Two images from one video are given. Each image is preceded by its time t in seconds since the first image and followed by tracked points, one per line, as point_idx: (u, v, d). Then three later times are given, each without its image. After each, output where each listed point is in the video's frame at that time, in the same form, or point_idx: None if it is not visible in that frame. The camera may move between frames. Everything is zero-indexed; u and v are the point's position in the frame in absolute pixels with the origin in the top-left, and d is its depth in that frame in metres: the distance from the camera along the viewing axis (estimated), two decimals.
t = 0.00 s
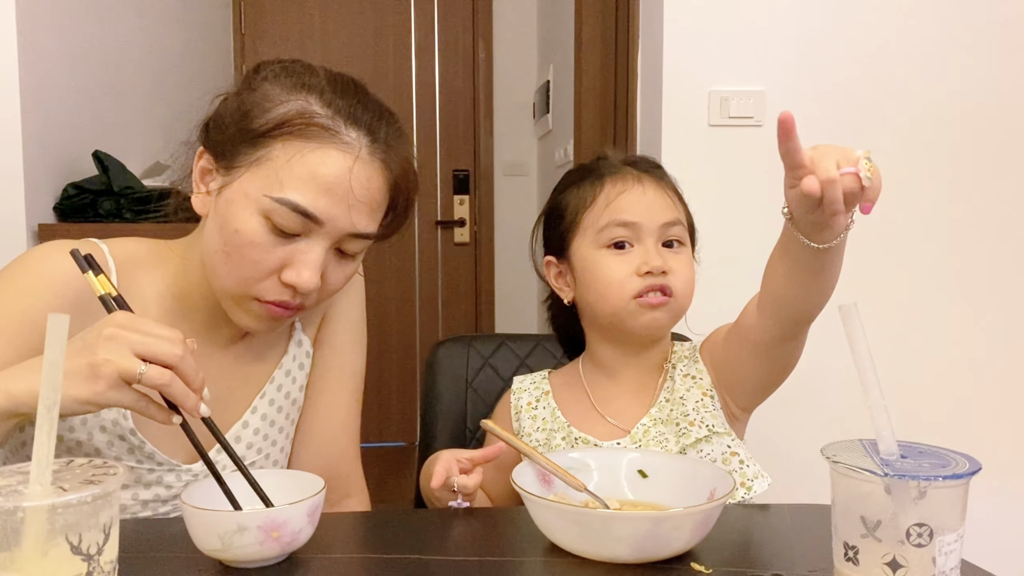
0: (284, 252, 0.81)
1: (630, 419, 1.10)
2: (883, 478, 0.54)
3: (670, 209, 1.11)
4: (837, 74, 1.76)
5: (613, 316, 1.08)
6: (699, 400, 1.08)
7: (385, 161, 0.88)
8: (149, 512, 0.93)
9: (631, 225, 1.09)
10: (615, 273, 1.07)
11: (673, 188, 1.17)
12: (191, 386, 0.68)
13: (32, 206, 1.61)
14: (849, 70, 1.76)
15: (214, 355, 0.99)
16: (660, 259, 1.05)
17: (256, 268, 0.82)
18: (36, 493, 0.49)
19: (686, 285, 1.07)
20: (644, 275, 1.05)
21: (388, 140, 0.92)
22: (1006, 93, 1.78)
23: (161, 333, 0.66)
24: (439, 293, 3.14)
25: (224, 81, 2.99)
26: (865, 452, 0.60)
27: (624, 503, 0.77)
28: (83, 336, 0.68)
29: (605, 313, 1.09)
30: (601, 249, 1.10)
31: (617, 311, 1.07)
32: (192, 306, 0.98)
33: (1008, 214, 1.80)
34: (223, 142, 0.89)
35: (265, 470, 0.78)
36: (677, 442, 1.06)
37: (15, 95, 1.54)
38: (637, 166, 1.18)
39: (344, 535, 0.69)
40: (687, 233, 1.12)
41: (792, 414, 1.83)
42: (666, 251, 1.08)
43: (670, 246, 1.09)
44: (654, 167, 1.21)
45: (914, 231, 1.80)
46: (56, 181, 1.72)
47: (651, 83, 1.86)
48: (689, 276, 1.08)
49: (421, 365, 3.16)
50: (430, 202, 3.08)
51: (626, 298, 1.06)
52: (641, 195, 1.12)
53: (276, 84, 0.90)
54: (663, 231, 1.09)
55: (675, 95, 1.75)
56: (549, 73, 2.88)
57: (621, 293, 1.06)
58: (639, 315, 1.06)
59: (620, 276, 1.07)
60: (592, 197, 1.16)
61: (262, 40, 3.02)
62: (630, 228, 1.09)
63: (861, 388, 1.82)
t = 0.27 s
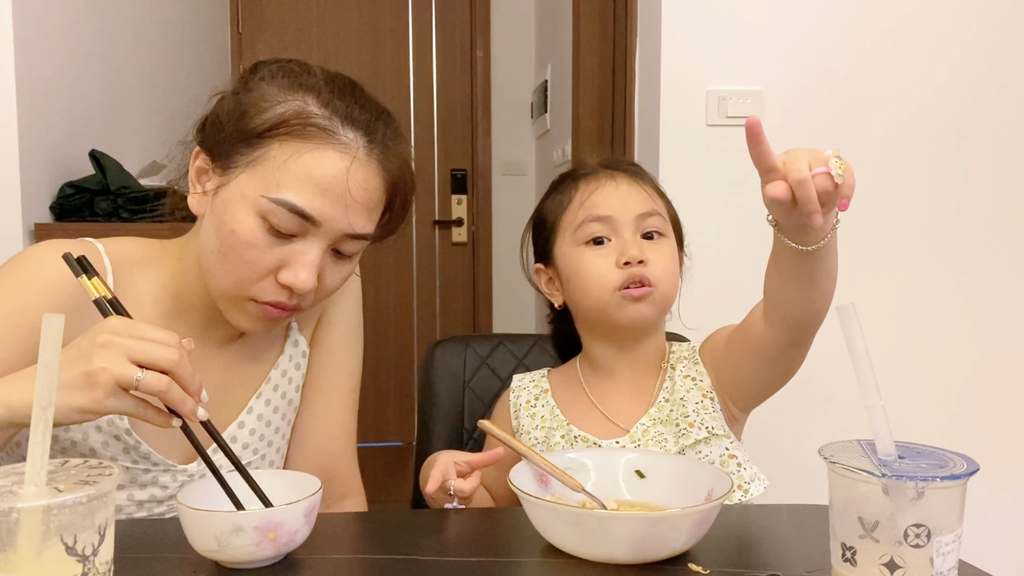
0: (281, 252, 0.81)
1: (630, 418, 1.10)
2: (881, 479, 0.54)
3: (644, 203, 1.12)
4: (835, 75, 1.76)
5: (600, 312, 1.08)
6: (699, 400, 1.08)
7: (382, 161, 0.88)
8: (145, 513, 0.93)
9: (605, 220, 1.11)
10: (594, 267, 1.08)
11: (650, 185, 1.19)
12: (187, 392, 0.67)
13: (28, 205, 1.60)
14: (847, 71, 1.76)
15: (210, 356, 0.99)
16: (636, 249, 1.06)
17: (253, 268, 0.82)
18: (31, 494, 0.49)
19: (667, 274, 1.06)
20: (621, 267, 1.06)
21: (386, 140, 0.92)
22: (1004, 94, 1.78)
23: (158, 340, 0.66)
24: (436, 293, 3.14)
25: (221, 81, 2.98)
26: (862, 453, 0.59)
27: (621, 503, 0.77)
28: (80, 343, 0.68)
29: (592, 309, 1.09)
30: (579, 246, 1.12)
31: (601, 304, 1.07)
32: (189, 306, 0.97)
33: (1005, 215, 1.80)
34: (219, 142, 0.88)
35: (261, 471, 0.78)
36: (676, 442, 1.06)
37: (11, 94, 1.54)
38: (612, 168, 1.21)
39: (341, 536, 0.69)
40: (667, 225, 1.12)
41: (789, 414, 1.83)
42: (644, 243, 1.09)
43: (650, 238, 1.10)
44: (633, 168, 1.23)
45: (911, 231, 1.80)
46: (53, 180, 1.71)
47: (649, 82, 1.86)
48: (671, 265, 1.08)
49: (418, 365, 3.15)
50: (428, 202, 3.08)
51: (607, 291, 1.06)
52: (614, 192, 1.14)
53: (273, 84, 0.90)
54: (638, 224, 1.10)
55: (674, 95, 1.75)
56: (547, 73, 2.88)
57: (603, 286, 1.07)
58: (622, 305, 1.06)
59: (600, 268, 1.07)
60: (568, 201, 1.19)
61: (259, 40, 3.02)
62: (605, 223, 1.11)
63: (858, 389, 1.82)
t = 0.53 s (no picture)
0: (280, 251, 0.81)
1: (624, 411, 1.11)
2: (875, 478, 0.55)
3: (634, 207, 1.12)
4: (832, 76, 1.76)
5: (588, 316, 1.10)
6: (695, 399, 1.09)
7: (380, 160, 0.88)
8: (143, 513, 0.93)
9: (594, 225, 1.11)
10: (582, 272, 1.10)
11: (646, 187, 1.18)
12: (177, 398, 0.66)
13: (25, 205, 1.60)
14: (844, 71, 1.76)
15: (208, 355, 0.99)
16: (621, 255, 1.07)
17: (251, 268, 0.82)
18: (28, 494, 0.49)
19: (652, 278, 1.07)
20: (606, 272, 1.07)
21: (383, 139, 0.92)
22: (1000, 95, 1.78)
23: (149, 346, 0.65)
24: (434, 292, 3.14)
25: (219, 80, 2.98)
26: (857, 453, 0.60)
27: (618, 503, 0.77)
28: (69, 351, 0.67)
29: (579, 310, 1.11)
30: (569, 251, 1.13)
31: (588, 308, 1.09)
32: (186, 306, 0.97)
33: (1001, 215, 1.80)
34: (217, 141, 0.88)
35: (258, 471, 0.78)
36: (668, 437, 1.06)
37: (8, 94, 1.54)
38: (610, 170, 1.20)
39: (338, 535, 0.69)
40: (658, 229, 1.12)
41: (786, 413, 1.83)
42: (632, 248, 1.09)
43: (640, 244, 1.10)
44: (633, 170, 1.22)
45: (908, 231, 1.80)
46: (50, 180, 1.71)
47: (647, 82, 1.86)
48: (658, 271, 1.09)
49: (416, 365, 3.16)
50: (426, 201, 3.08)
51: (593, 296, 1.08)
52: (606, 198, 1.14)
53: (270, 84, 0.90)
54: (627, 229, 1.10)
55: (671, 95, 1.75)
56: (545, 73, 2.88)
57: (588, 290, 1.08)
58: (608, 310, 1.08)
59: (587, 273, 1.09)
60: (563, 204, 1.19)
61: (257, 40, 3.02)
62: (594, 228, 1.11)
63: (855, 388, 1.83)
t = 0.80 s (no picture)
0: (280, 247, 0.80)
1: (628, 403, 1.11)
2: (876, 477, 0.54)
3: (621, 215, 1.11)
4: (834, 74, 1.76)
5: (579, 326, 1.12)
6: (700, 398, 1.08)
7: (380, 156, 0.88)
8: (140, 511, 0.93)
9: (582, 236, 1.11)
10: (569, 283, 1.11)
11: (644, 192, 1.15)
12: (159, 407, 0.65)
13: (24, 203, 1.60)
14: (844, 71, 1.76)
15: (207, 354, 0.99)
16: (601, 267, 1.07)
17: (251, 264, 0.81)
18: (24, 492, 0.49)
19: (634, 289, 1.07)
20: (589, 285, 1.08)
21: (383, 136, 0.91)
22: (1000, 95, 1.78)
23: (131, 351, 0.65)
24: (433, 292, 3.13)
25: (218, 80, 2.98)
26: (858, 452, 0.59)
27: (618, 502, 0.77)
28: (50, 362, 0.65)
29: (571, 320, 1.13)
30: (563, 262, 1.14)
31: (578, 319, 1.10)
32: (184, 305, 0.97)
33: (1002, 215, 1.80)
34: (216, 138, 0.88)
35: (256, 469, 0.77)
36: (669, 432, 1.06)
37: (6, 92, 1.53)
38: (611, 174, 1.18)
39: (337, 534, 0.69)
40: (648, 236, 1.11)
41: (786, 413, 1.83)
42: (617, 258, 1.09)
43: (626, 253, 1.10)
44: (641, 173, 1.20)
45: (908, 231, 1.80)
46: (49, 179, 1.71)
47: (646, 82, 1.86)
48: (645, 279, 1.08)
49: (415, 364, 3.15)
50: (425, 201, 3.07)
51: (578, 308, 1.09)
52: (596, 205, 1.13)
53: (269, 80, 0.90)
54: (613, 238, 1.10)
55: (671, 95, 1.75)
56: (544, 72, 2.88)
57: (575, 302, 1.10)
58: (592, 321, 1.09)
59: (574, 284, 1.10)
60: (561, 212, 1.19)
61: (257, 39, 3.02)
62: (581, 239, 1.11)
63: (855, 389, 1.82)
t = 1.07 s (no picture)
0: (285, 244, 0.81)
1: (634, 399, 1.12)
2: (873, 480, 0.55)
3: (638, 214, 1.11)
4: (833, 75, 1.76)
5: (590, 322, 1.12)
6: (705, 400, 1.09)
7: (383, 154, 0.89)
8: (144, 511, 0.93)
9: (598, 233, 1.12)
10: (583, 279, 1.11)
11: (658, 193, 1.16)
12: (143, 417, 0.64)
13: (25, 204, 1.60)
14: (843, 72, 1.76)
15: (208, 355, 0.99)
16: (618, 264, 1.08)
17: (256, 261, 0.82)
18: (27, 495, 0.49)
19: (648, 287, 1.08)
20: (604, 281, 1.09)
21: (386, 134, 0.92)
22: (999, 96, 1.78)
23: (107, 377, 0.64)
24: (433, 292, 3.14)
25: (218, 80, 2.98)
26: (856, 455, 0.60)
27: (617, 503, 0.77)
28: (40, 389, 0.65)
29: (582, 316, 1.13)
30: (576, 258, 1.14)
31: (589, 314, 1.10)
32: (186, 306, 0.97)
33: (1000, 216, 1.81)
34: (220, 136, 0.88)
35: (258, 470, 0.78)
36: (671, 429, 1.07)
37: (7, 93, 1.53)
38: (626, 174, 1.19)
39: (338, 535, 0.69)
40: (663, 235, 1.11)
41: (785, 414, 1.83)
42: (632, 256, 1.10)
43: (643, 252, 1.10)
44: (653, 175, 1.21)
45: (907, 232, 1.81)
46: (50, 180, 1.71)
47: (645, 82, 1.86)
48: (659, 278, 1.09)
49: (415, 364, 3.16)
50: (425, 201, 3.07)
51: (592, 303, 1.10)
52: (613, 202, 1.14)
53: (273, 79, 0.90)
54: (629, 236, 1.10)
55: (670, 96, 1.75)
56: (544, 73, 2.88)
57: (588, 298, 1.10)
58: (605, 317, 1.09)
59: (587, 280, 1.10)
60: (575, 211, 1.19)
61: (256, 39, 3.03)
62: (597, 235, 1.12)
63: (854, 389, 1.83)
